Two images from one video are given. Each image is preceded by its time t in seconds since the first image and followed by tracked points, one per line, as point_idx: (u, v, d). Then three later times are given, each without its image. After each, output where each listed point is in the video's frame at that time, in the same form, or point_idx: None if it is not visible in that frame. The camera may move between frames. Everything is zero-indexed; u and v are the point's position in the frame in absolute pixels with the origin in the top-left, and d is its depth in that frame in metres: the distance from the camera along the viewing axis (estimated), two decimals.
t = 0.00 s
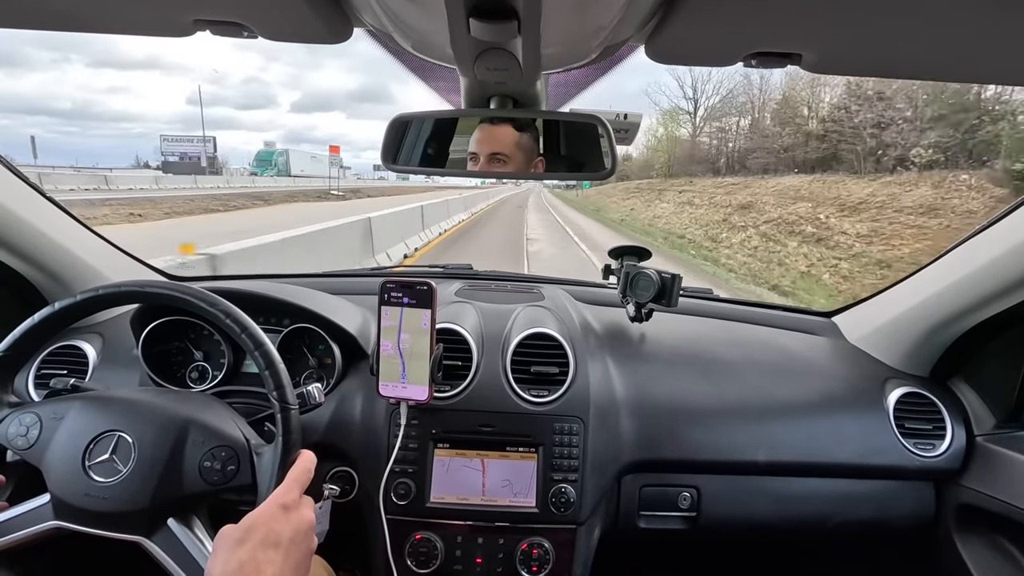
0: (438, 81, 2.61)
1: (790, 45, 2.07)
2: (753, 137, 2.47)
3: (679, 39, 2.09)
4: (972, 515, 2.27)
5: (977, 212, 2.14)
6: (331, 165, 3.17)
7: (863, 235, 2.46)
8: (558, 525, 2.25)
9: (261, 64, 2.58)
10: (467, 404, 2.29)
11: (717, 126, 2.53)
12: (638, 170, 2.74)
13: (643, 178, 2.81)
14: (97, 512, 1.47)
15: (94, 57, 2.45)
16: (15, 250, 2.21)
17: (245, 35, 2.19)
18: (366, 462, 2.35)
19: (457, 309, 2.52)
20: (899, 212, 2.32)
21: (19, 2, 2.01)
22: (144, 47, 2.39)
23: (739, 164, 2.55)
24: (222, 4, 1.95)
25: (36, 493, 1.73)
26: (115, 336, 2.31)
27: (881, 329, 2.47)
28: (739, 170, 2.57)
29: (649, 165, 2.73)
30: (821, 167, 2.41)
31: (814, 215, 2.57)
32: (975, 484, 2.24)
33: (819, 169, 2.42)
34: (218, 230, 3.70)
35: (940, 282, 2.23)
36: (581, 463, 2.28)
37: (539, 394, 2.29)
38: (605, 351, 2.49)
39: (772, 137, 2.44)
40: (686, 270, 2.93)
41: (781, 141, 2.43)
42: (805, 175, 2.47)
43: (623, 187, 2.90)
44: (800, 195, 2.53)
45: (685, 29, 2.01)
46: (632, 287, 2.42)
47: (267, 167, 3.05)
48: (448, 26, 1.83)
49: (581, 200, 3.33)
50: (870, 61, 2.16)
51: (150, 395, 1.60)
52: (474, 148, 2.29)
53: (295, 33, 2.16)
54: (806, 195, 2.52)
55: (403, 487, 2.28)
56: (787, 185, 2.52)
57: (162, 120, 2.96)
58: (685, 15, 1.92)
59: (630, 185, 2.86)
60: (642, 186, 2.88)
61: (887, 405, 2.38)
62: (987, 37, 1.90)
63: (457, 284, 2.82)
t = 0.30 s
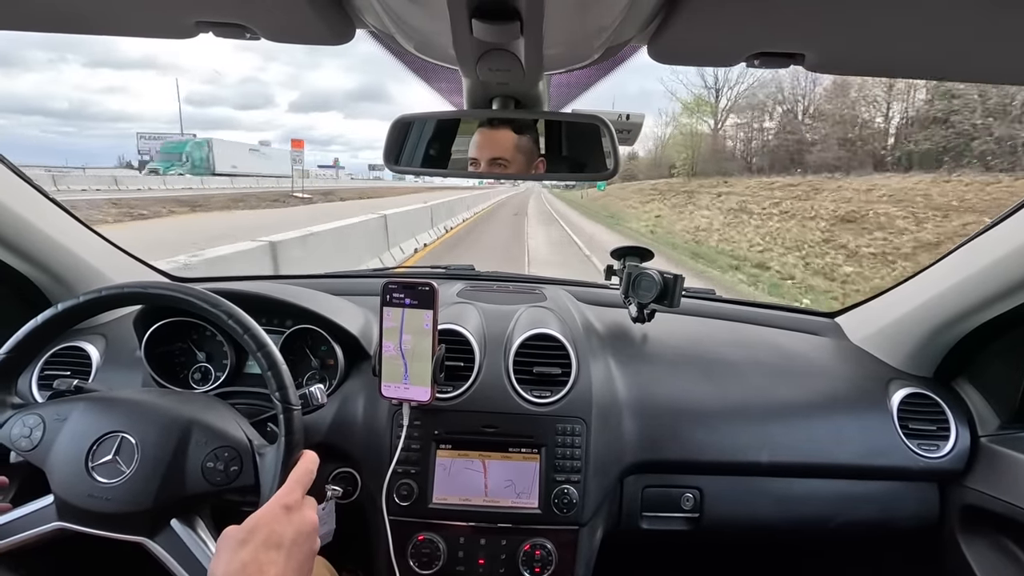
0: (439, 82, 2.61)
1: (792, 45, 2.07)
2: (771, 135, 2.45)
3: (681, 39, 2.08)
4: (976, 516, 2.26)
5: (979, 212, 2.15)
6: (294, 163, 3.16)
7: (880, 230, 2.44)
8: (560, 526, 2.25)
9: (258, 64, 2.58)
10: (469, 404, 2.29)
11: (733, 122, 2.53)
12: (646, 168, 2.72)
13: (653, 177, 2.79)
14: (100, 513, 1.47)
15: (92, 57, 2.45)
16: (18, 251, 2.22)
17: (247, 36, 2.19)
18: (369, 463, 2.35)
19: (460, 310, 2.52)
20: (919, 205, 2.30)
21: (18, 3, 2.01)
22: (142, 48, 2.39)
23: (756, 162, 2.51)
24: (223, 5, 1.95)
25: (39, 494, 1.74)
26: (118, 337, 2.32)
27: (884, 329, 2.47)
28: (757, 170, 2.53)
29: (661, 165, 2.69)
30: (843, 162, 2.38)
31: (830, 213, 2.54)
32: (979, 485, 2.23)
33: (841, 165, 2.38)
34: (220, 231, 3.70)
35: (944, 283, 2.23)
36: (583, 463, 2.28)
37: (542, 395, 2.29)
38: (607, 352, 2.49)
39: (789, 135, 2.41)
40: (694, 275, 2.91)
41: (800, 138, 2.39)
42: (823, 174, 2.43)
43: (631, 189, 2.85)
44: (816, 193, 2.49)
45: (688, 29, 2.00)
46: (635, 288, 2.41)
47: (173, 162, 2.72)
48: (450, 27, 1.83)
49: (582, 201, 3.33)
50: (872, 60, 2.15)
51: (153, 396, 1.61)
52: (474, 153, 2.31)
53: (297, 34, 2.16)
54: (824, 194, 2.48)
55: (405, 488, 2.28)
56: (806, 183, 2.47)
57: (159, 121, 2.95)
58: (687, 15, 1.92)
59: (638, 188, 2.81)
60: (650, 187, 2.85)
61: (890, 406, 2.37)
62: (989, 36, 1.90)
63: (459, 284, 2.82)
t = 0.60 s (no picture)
0: (441, 83, 2.61)
1: (793, 50, 2.07)
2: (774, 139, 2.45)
3: (683, 42, 2.08)
4: (976, 522, 2.26)
5: (980, 216, 2.15)
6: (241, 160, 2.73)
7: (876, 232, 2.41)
8: (559, 528, 2.25)
9: (257, 64, 2.58)
10: (469, 406, 2.29)
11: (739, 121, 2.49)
12: (656, 167, 2.75)
13: (672, 178, 2.74)
14: (99, 512, 1.47)
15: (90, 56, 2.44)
16: (18, 248, 2.22)
17: (250, 37, 2.19)
18: (368, 463, 2.35)
19: (460, 311, 2.52)
20: (921, 205, 2.26)
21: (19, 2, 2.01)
22: (140, 47, 2.39)
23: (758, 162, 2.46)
24: (226, 5, 1.96)
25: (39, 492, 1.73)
26: (118, 336, 2.32)
27: (885, 334, 2.47)
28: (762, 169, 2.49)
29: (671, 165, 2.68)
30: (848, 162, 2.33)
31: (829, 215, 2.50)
32: (979, 491, 2.23)
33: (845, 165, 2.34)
34: (219, 230, 3.70)
35: (945, 288, 2.23)
36: (583, 466, 2.27)
37: (541, 397, 2.29)
38: (607, 354, 2.49)
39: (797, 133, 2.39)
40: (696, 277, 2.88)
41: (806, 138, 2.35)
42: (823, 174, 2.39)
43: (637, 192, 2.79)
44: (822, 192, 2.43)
45: (690, 32, 2.00)
46: (636, 290, 2.42)
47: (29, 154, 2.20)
48: (452, 29, 1.83)
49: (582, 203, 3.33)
50: (873, 64, 2.15)
51: (152, 394, 1.60)
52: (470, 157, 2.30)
53: (300, 35, 2.16)
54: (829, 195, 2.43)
55: (404, 488, 2.28)
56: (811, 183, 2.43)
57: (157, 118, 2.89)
58: (690, 18, 1.92)
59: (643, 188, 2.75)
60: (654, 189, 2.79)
61: (890, 411, 2.37)
62: (991, 42, 1.90)
63: (460, 286, 2.81)
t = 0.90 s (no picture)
0: (442, 83, 2.61)
1: (795, 51, 2.07)
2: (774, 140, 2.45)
3: (685, 43, 2.08)
4: (978, 525, 2.25)
5: (983, 218, 2.14)
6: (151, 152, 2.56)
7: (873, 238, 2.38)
8: (560, 529, 2.25)
9: (254, 64, 2.58)
10: (470, 406, 2.29)
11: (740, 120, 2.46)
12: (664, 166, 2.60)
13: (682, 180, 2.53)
14: (101, 511, 1.47)
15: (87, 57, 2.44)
16: (20, 248, 2.22)
17: (251, 37, 2.19)
18: (369, 464, 2.35)
19: (461, 312, 2.52)
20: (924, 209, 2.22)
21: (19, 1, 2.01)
22: (137, 47, 2.39)
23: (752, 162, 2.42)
24: (229, 5, 1.96)
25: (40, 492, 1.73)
26: (120, 335, 2.32)
27: (886, 335, 2.46)
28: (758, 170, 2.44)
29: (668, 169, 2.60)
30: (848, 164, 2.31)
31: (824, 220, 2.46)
32: (980, 494, 2.22)
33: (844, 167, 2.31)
34: (219, 230, 3.70)
35: (947, 289, 2.23)
36: (583, 467, 2.27)
37: (542, 397, 2.29)
38: (608, 355, 2.49)
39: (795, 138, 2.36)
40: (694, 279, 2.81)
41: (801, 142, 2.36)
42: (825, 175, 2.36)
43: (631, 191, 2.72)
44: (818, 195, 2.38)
45: (692, 33, 2.00)
46: (637, 292, 2.42)
47: None
48: (455, 30, 1.83)
49: (582, 204, 3.32)
50: (874, 66, 2.15)
51: (153, 394, 1.61)
52: (476, 154, 2.29)
53: (302, 35, 2.17)
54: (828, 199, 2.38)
55: (404, 489, 2.28)
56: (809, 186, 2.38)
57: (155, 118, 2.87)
58: (692, 19, 1.91)
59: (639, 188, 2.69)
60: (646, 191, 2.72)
61: (891, 413, 2.37)
62: (994, 43, 1.89)
63: (461, 286, 2.81)
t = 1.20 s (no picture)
0: (443, 82, 2.61)
1: (797, 49, 2.07)
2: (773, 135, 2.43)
3: (686, 42, 2.08)
4: (980, 523, 2.25)
5: (984, 217, 2.14)
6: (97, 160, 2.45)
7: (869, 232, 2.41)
8: (562, 528, 2.25)
9: (252, 63, 2.58)
10: (471, 405, 2.29)
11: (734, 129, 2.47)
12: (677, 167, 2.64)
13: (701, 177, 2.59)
14: (104, 510, 1.47)
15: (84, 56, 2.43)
16: (23, 248, 2.23)
17: (252, 36, 2.20)
18: (370, 462, 2.35)
19: (462, 310, 2.52)
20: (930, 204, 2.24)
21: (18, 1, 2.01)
22: (135, 46, 2.39)
23: (755, 159, 2.43)
24: (230, 4, 1.96)
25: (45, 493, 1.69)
26: (121, 335, 2.33)
27: (888, 334, 2.46)
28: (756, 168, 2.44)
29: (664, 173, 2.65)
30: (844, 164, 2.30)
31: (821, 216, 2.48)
32: (982, 492, 2.22)
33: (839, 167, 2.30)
34: (219, 230, 3.70)
35: (948, 287, 2.23)
36: (585, 465, 2.27)
37: (543, 396, 2.30)
38: (609, 353, 2.49)
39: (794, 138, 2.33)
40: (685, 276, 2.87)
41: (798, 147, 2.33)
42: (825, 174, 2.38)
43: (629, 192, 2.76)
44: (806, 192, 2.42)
45: (693, 31, 1.99)
46: (637, 290, 2.42)
47: None
48: (455, 28, 1.83)
49: (582, 203, 3.32)
50: (874, 64, 2.15)
51: (154, 393, 1.61)
52: (478, 151, 2.30)
53: (302, 34, 2.17)
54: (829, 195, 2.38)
55: (406, 488, 2.28)
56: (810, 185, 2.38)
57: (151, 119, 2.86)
58: (693, 17, 1.91)
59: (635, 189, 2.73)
60: (660, 191, 2.77)
61: (892, 412, 2.37)
62: (995, 40, 1.89)
63: (462, 285, 2.82)
